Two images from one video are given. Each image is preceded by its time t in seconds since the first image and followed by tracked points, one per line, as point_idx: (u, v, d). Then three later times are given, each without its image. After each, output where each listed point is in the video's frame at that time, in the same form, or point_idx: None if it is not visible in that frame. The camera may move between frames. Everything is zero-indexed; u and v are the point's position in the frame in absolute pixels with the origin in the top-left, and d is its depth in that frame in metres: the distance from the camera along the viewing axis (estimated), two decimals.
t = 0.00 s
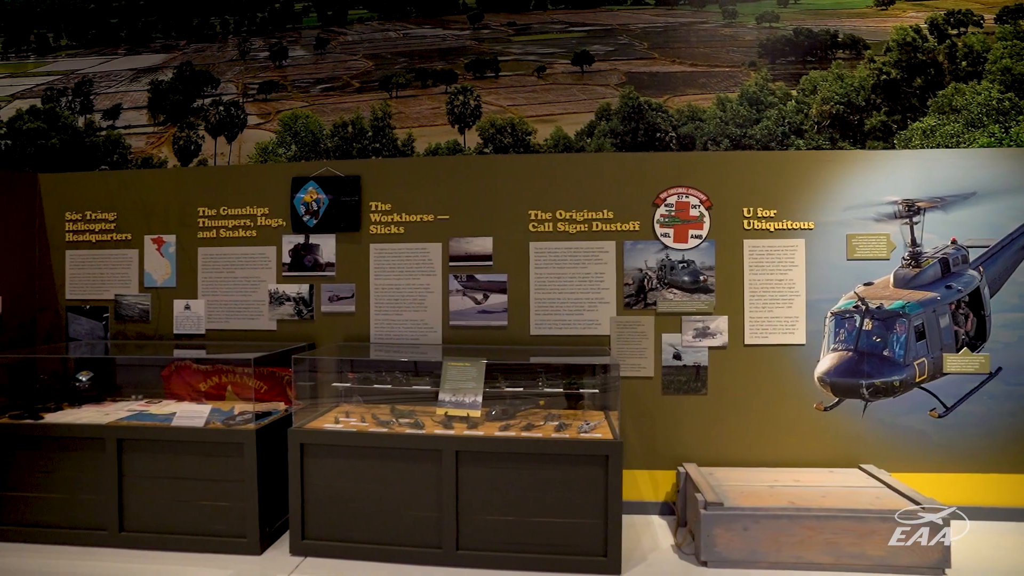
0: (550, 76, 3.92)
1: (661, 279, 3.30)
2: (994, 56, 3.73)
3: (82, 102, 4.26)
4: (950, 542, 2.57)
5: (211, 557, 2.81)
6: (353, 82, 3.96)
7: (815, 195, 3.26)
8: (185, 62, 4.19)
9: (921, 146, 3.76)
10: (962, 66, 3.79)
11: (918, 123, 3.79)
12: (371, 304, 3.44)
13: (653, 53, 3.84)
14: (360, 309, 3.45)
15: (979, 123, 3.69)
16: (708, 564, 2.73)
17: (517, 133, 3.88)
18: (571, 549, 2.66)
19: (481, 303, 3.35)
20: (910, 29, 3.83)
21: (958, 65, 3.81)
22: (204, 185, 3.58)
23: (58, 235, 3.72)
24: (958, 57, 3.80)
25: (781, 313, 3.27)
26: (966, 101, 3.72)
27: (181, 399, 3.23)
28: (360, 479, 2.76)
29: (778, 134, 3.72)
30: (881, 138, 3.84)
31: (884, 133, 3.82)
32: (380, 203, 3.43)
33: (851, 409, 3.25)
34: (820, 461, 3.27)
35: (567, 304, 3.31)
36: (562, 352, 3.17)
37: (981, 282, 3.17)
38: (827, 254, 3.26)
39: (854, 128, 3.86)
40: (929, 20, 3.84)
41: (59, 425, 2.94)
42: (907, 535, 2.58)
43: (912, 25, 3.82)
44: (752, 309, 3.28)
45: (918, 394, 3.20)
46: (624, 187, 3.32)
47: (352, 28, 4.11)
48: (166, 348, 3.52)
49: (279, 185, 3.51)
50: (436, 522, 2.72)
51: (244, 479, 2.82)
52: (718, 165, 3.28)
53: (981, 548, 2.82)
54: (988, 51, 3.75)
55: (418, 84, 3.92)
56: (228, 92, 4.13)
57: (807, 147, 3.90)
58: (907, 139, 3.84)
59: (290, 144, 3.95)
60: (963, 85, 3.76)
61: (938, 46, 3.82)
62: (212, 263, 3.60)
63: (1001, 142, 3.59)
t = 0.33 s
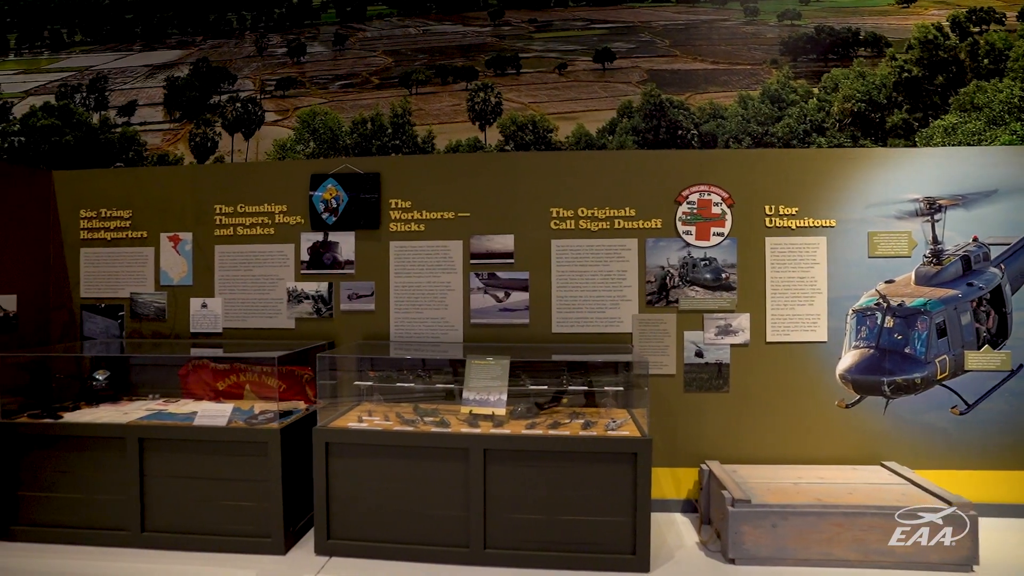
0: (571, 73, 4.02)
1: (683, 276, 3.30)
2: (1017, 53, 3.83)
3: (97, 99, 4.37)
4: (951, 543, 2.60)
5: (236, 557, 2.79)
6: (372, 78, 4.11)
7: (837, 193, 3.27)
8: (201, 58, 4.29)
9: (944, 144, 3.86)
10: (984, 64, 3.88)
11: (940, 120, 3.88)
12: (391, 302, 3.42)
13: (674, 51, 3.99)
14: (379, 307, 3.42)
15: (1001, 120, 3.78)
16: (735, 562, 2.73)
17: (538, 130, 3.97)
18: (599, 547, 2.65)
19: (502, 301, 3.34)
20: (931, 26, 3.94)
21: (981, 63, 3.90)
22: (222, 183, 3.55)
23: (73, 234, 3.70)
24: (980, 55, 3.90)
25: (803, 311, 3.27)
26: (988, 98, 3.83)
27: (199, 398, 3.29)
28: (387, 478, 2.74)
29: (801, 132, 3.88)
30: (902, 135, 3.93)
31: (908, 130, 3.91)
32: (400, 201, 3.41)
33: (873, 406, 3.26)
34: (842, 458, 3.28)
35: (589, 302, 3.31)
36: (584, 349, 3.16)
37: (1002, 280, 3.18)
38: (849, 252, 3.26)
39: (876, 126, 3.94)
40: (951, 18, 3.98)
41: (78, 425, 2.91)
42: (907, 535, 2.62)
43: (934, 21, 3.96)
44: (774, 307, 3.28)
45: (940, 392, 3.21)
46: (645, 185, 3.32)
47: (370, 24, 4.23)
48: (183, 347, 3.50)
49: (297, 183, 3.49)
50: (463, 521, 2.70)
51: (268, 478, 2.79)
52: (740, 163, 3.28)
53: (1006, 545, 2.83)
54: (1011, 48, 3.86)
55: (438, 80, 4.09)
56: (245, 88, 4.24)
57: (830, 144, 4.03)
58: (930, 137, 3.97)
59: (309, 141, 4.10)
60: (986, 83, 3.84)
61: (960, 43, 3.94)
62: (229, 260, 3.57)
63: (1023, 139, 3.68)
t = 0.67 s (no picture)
0: (597, 71, 4.30)
1: (709, 278, 3.27)
2: None
3: (113, 97, 4.57)
4: (951, 542, 2.58)
5: (261, 563, 2.74)
6: (394, 77, 4.33)
7: (864, 194, 3.24)
8: (220, 57, 4.54)
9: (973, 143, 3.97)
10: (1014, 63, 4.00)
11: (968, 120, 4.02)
12: (414, 304, 3.38)
13: (700, 51, 4.17)
14: (402, 308, 3.39)
15: None
16: (768, 567, 2.69)
17: (564, 130, 4.22)
18: (632, 551, 2.62)
19: (526, 302, 3.30)
20: (961, 26, 4.10)
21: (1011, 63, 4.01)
22: (241, 183, 3.50)
23: (89, 234, 3.64)
24: (1010, 55, 4.01)
25: (830, 312, 3.24)
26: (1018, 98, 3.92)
27: (217, 400, 3.24)
28: (416, 482, 2.70)
29: (828, 132, 4.06)
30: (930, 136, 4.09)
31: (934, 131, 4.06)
32: (423, 201, 3.37)
33: (901, 408, 3.23)
34: (869, 461, 3.26)
35: (615, 304, 3.28)
36: (610, 352, 3.14)
37: None
38: (876, 253, 3.24)
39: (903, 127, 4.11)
40: (980, 18, 4.10)
41: (100, 428, 2.85)
42: (907, 535, 2.60)
43: (963, 20, 4.10)
44: (801, 309, 3.25)
45: (968, 394, 3.19)
46: (672, 185, 3.29)
47: (392, 24, 4.50)
48: (200, 349, 3.44)
49: (317, 183, 3.44)
50: (494, 526, 2.67)
51: (294, 483, 2.74)
52: (767, 163, 3.25)
53: None
54: None
55: (461, 79, 4.30)
56: (264, 87, 4.47)
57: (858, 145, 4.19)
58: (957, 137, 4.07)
59: (329, 141, 4.34)
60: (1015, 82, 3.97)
61: (989, 43, 4.06)
62: (248, 261, 3.52)
63: None
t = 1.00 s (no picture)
0: (621, 70, 4.28)
1: (736, 279, 3.23)
2: None
3: (129, 95, 4.58)
4: (951, 543, 2.56)
5: (285, 569, 2.69)
6: (416, 74, 4.37)
7: (893, 194, 3.21)
8: (238, 54, 4.53)
9: (1002, 142, 3.94)
10: None
11: (999, 119, 3.98)
12: (437, 305, 3.34)
13: (727, 49, 4.19)
14: (424, 309, 3.34)
15: None
16: (801, 572, 2.65)
17: (588, 129, 4.21)
18: (665, 555, 2.59)
19: (551, 303, 3.26)
20: (990, 23, 4.09)
21: None
22: (260, 182, 3.45)
23: (105, 234, 3.60)
24: None
25: (858, 313, 3.21)
26: None
27: (236, 403, 3.18)
28: (446, 487, 2.66)
29: (857, 132, 4.07)
30: (960, 135, 4.07)
31: (963, 130, 4.05)
32: (446, 200, 3.32)
33: (929, 410, 3.20)
34: (898, 464, 3.22)
35: (641, 305, 3.25)
36: (638, 352, 3.11)
37: None
38: (905, 254, 3.20)
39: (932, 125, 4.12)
40: (1011, 15, 4.08)
41: (122, 431, 2.80)
42: (907, 535, 2.58)
43: (993, 18, 4.10)
44: (829, 310, 3.22)
45: (998, 396, 3.15)
46: (698, 185, 3.25)
47: (414, 20, 4.55)
48: (217, 351, 3.39)
49: (338, 182, 3.39)
50: (524, 530, 2.62)
51: (319, 488, 2.70)
52: (794, 163, 3.21)
53: None
54: None
55: (485, 78, 4.29)
56: (282, 84, 4.47)
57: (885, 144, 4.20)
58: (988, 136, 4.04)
59: (350, 139, 4.35)
60: None
61: (1019, 40, 4.03)
62: (266, 261, 3.47)
63: None
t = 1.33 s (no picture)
0: (649, 66, 4.27)
1: (765, 277, 3.19)
2: None
3: (147, 91, 4.54)
4: (951, 543, 2.54)
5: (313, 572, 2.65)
6: (440, 70, 4.34)
7: (924, 190, 3.17)
8: (259, 50, 4.52)
9: None
10: None
11: None
12: (462, 304, 3.29)
13: (756, 44, 4.17)
14: (449, 307, 3.30)
15: None
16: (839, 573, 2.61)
17: (616, 125, 4.23)
18: (702, 557, 2.54)
19: (579, 302, 3.22)
20: None
21: None
22: (282, 179, 3.40)
23: (122, 231, 3.54)
24: None
25: (889, 312, 3.17)
26: None
27: (258, 404, 3.13)
28: (480, 488, 2.61)
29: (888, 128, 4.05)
30: (993, 133, 3.96)
31: (996, 126, 3.94)
32: (472, 198, 3.28)
33: (962, 410, 3.16)
34: (930, 463, 3.19)
35: (670, 303, 3.21)
36: (669, 351, 3.07)
37: None
38: (937, 251, 3.16)
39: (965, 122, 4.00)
40: None
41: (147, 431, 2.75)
42: (907, 535, 2.55)
43: None
44: (859, 308, 3.18)
45: None
46: (728, 181, 3.20)
47: (438, 16, 4.49)
48: (236, 351, 3.33)
49: (362, 179, 3.35)
50: (558, 531, 2.58)
51: (349, 489, 2.65)
52: (825, 159, 3.18)
53: None
54: None
55: (511, 73, 4.29)
56: (304, 80, 4.46)
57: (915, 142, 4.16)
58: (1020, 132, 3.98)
59: (373, 136, 4.31)
60: None
61: None
62: (287, 260, 3.42)
63: None
